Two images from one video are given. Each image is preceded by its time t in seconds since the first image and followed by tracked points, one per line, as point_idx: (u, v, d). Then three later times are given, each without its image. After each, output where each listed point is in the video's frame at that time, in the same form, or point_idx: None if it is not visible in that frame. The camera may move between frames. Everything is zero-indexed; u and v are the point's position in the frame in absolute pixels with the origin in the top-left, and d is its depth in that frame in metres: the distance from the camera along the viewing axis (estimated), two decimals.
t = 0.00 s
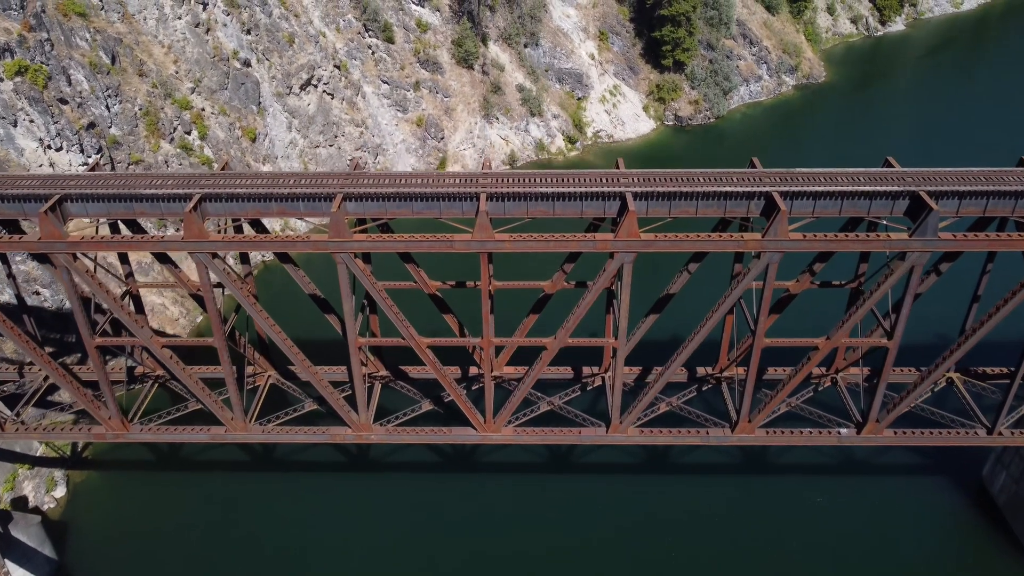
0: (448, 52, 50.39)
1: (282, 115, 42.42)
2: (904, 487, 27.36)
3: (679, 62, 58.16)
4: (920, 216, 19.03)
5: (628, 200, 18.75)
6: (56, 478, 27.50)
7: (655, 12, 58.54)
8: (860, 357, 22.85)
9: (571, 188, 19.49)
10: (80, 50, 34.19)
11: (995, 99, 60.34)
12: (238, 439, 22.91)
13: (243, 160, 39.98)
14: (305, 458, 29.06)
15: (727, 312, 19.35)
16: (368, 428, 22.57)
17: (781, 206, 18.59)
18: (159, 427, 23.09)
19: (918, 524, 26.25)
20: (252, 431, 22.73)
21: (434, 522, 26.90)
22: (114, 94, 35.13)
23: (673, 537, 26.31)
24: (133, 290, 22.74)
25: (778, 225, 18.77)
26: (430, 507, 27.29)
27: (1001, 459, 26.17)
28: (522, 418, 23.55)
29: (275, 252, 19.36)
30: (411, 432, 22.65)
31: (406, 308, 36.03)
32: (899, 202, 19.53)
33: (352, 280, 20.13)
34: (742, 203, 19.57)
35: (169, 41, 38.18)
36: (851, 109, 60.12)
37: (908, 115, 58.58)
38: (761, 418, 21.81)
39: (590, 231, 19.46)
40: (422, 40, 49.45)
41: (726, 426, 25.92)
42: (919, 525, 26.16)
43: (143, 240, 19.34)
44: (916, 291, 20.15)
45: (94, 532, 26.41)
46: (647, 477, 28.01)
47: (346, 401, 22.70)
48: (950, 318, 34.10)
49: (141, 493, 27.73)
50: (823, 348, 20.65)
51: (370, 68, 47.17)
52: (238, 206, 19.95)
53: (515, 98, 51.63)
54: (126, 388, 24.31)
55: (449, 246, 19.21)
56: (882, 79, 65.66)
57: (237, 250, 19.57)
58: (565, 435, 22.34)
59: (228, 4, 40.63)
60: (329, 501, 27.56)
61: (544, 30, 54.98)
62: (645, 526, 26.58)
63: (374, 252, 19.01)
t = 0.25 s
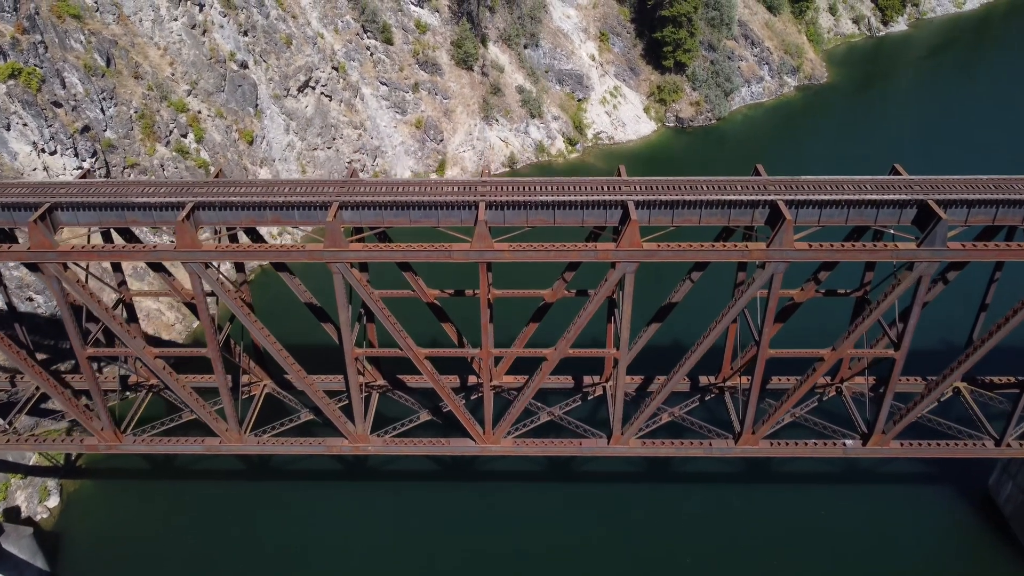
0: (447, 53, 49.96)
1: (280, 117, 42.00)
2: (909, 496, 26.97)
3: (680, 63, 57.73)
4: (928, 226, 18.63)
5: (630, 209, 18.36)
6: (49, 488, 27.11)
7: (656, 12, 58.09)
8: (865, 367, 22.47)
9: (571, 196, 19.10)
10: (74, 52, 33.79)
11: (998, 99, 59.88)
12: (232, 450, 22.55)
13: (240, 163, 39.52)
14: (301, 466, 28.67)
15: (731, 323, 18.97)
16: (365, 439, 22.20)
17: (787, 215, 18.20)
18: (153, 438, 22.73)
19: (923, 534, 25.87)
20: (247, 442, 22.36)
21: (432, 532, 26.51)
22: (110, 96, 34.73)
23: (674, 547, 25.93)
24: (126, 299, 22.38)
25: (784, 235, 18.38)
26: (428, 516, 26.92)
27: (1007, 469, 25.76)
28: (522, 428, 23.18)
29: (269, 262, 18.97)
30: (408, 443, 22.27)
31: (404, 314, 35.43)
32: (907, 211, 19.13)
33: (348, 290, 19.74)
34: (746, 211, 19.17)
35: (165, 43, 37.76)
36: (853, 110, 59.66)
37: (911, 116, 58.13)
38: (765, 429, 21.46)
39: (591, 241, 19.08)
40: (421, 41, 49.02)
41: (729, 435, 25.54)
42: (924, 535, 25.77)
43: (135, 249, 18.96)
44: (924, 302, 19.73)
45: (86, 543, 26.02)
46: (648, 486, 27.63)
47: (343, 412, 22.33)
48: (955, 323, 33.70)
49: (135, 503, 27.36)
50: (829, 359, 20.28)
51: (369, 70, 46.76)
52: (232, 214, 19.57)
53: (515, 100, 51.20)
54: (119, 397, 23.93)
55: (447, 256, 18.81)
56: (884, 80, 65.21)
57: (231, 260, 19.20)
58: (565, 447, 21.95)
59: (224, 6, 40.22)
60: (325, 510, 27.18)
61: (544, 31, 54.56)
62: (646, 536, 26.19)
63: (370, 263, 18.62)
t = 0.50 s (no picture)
0: (446, 54, 49.52)
1: (277, 120, 41.58)
2: (913, 507, 26.60)
3: (682, 64, 57.29)
4: (936, 236, 18.23)
5: (632, 219, 17.97)
6: (42, 498, 26.59)
7: (657, 13, 57.63)
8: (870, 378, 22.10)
9: (572, 205, 18.72)
10: (69, 55, 33.35)
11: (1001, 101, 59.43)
12: (227, 462, 22.18)
13: (237, 166, 39.06)
14: (298, 476, 28.30)
15: (735, 336, 18.61)
16: (362, 451, 21.83)
17: (792, 225, 17.81)
18: (146, 450, 22.36)
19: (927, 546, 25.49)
20: (242, 455, 22.01)
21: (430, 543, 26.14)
22: (105, 99, 34.30)
23: (676, 558, 25.56)
24: (118, 309, 22.01)
25: (789, 245, 17.99)
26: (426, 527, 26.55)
27: (1014, 479, 25.34)
28: (522, 440, 22.80)
29: (263, 272, 18.55)
30: (406, 455, 21.91)
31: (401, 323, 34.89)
32: (915, 220, 18.73)
33: (344, 301, 19.35)
34: (751, 221, 18.77)
35: (161, 45, 37.33)
36: (855, 112, 59.14)
37: (914, 118, 57.60)
38: (769, 441, 21.08)
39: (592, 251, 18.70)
40: (419, 43, 48.58)
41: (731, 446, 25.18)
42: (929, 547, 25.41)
43: (126, 259, 18.55)
44: (932, 313, 19.33)
45: (80, 555, 25.64)
46: (649, 496, 27.25)
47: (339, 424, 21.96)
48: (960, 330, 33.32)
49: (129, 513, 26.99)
50: (834, 371, 19.90)
51: (367, 72, 46.37)
52: (225, 224, 19.17)
53: (515, 102, 50.79)
54: (112, 407, 23.54)
55: (445, 267, 18.42)
56: (887, 80, 64.75)
57: (224, 270, 18.79)
58: (565, 460, 21.59)
59: (221, 7, 39.79)
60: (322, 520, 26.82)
61: (544, 32, 54.14)
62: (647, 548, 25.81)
63: (366, 274, 18.21)
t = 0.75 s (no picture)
0: (445, 57, 49.10)
1: (275, 123, 41.18)
2: (919, 519, 26.18)
3: (683, 67, 56.87)
4: (945, 248, 17.83)
5: (634, 231, 17.58)
6: (35, 510, 26.24)
7: (658, 15, 57.20)
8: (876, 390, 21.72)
9: (573, 217, 18.33)
10: (63, 59, 32.95)
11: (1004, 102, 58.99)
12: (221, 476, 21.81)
13: (234, 171, 38.62)
14: (295, 487, 27.87)
15: (740, 350, 18.22)
16: (359, 465, 21.45)
17: (798, 237, 17.42)
18: (139, 464, 21.98)
19: (934, 559, 25.08)
20: (237, 468, 21.63)
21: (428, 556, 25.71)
22: (100, 104, 33.90)
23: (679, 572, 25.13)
24: (111, 320, 21.64)
25: (795, 258, 17.61)
26: (424, 540, 26.12)
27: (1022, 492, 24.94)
28: (522, 453, 22.42)
29: (257, 285, 18.15)
30: (404, 469, 21.53)
31: (398, 330, 34.41)
32: (923, 232, 18.32)
33: (340, 314, 18.95)
34: (756, 232, 18.37)
35: (157, 49, 36.91)
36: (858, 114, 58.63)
37: (917, 120, 57.12)
38: (774, 455, 20.70)
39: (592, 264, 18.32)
40: (418, 45, 48.16)
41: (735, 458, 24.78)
42: (935, 560, 24.99)
43: (117, 272, 18.16)
44: (940, 326, 18.94)
45: (73, 569, 25.21)
46: (651, 508, 26.82)
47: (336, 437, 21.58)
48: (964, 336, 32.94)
49: (123, 526, 26.56)
50: (841, 385, 19.52)
51: (366, 74, 46.01)
52: (218, 235, 18.78)
53: (515, 105, 50.40)
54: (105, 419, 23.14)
55: (443, 279, 18.02)
56: (889, 82, 64.32)
57: (217, 283, 18.39)
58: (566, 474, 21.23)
59: (218, 10, 39.39)
60: (319, 533, 26.40)
61: (544, 35, 53.73)
62: (649, 561, 25.38)
63: (362, 287, 17.82)
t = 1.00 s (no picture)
0: (445, 60, 48.71)
1: (272, 128, 40.80)
2: (925, 533, 25.76)
3: (684, 70, 56.48)
4: (954, 262, 17.44)
5: (637, 244, 17.19)
6: (27, 523, 25.81)
7: (659, 18, 56.82)
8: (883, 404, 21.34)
9: (574, 229, 17.93)
10: (58, 64, 32.57)
11: (1007, 105, 58.59)
12: (215, 491, 21.42)
13: (231, 176, 38.14)
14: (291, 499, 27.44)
15: (745, 366, 17.85)
16: (356, 481, 21.09)
17: (805, 251, 17.02)
18: (132, 479, 21.60)
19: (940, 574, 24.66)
20: (231, 484, 21.27)
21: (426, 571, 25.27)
22: (95, 110, 33.51)
23: None
24: (102, 332, 21.31)
25: (801, 272, 17.22)
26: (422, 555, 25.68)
27: None
28: (522, 468, 22.07)
29: (251, 299, 17.76)
30: (402, 485, 21.14)
31: (396, 339, 33.93)
32: (932, 245, 17.94)
33: (337, 329, 18.56)
34: (761, 245, 18.00)
35: (152, 54, 36.54)
36: (860, 118, 58.15)
37: (920, 124, 56.61)
38: (779, 471, 20.33)
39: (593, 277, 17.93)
40: (417, 49, 47.78)
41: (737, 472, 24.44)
42: None
43: (108, 286, 17.78)
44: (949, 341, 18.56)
45: None
46: (653, 522, 26.38)
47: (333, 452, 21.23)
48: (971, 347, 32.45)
49: (117, 539, 26.11)
50: (846, 400, 19.18)
51: (364, 78, 45.71)
52: (211, 248, 18.39)
53: (515, 109, 50.01)
54: (97, 433, 22.76)
55: (441, 294, 17.63)
56: (891, 85, 63.95)
57: (210, 297, 18.01)
58: (567, 489, 20.84)
59: (215, 13, 39.01)
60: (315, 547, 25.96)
61: (544, 38, 53.35)
62: None
63: (360, 301, 17.45)
